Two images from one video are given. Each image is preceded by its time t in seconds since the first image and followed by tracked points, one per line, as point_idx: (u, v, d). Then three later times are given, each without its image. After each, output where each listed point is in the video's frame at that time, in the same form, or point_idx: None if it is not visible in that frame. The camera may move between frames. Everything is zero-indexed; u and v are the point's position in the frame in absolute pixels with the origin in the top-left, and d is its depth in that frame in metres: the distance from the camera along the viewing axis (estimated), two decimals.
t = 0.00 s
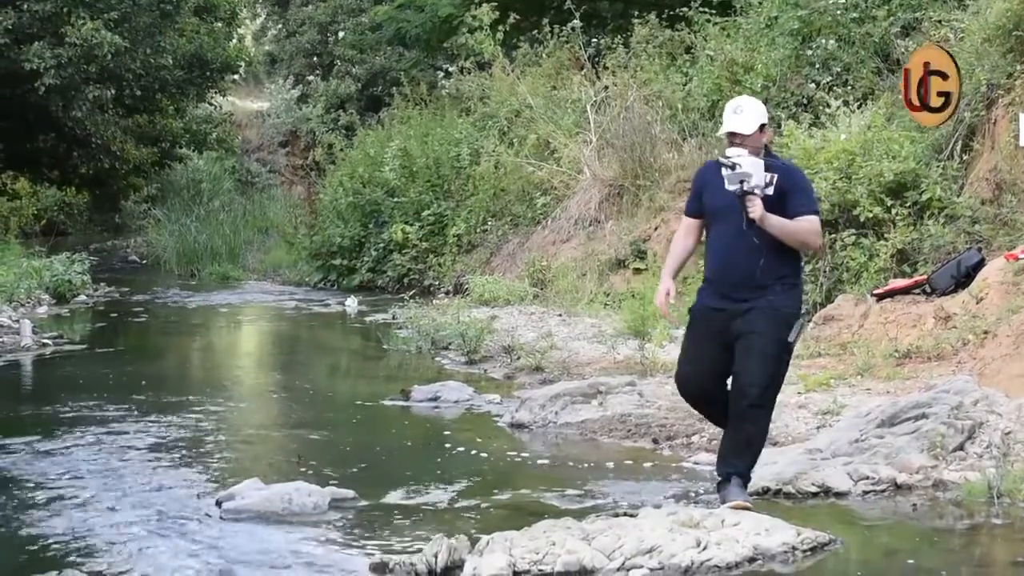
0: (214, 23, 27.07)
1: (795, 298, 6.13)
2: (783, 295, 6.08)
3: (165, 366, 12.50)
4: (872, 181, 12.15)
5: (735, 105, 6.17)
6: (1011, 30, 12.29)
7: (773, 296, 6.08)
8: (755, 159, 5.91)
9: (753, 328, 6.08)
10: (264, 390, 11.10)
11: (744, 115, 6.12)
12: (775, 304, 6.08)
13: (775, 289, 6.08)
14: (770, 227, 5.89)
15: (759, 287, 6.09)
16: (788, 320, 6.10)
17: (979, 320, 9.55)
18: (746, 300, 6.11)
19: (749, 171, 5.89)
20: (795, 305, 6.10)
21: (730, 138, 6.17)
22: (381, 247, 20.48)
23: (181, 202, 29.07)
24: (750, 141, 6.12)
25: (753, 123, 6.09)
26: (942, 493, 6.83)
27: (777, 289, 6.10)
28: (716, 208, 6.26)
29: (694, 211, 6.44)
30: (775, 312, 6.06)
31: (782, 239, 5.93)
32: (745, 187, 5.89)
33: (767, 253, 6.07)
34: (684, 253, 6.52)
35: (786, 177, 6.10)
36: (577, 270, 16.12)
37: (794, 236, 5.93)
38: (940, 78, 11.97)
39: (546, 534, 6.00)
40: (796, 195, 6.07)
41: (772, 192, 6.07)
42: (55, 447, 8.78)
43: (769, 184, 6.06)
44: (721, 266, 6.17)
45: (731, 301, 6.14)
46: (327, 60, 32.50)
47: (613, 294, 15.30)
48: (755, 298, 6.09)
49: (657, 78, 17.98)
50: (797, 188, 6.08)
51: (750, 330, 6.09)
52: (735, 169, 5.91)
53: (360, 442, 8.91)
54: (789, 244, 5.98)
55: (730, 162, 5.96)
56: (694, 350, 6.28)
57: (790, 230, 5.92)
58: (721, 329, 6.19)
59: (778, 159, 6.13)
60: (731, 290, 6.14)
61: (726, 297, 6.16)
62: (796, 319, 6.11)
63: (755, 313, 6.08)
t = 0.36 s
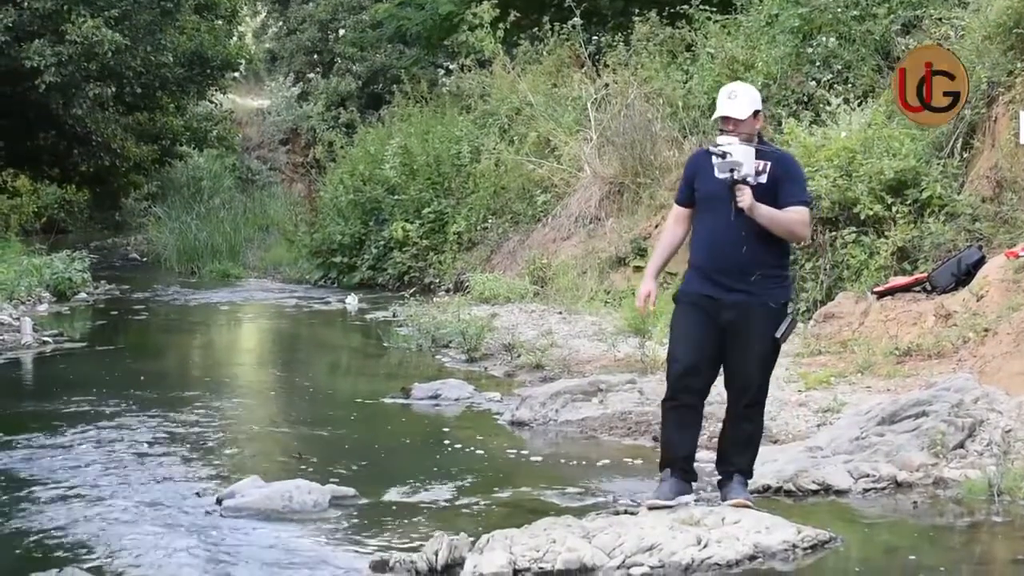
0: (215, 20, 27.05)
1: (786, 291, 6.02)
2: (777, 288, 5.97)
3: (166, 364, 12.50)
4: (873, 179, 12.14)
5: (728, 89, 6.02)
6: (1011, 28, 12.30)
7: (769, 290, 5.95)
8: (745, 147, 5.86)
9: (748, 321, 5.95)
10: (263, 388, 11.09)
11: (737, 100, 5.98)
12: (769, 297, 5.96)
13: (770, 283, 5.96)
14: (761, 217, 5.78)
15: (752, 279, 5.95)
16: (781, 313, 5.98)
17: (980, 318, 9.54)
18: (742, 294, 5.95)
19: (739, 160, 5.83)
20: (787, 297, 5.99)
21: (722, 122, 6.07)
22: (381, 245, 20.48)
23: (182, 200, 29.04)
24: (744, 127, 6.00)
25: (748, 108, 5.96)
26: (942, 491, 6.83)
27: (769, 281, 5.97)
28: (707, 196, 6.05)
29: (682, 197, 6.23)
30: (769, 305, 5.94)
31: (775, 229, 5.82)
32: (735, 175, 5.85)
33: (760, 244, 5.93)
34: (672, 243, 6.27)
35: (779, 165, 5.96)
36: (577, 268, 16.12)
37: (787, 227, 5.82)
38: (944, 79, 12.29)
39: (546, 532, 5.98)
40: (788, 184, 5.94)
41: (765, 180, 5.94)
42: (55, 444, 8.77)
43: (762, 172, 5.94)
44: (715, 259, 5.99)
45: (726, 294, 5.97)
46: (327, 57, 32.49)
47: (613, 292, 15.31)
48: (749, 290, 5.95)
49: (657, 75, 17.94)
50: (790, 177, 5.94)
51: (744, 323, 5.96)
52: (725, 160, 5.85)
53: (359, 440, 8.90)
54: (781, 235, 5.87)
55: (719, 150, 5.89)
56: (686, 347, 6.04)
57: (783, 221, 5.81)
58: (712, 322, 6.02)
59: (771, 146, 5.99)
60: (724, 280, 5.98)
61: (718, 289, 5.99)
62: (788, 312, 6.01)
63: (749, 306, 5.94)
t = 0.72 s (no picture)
0: (213, 20, 27.02)
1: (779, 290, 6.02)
2: (771, 287, 5.96)
3: (164, 364, 12.48)
4: (871, 178, 12.14)
5: (723, 85, 6.00)
6: (1010, 27, 12.28)
7: (762, 289, 5.95)
8: (740, 143, 5.81)
9: (743, 322, 5.93)
10: (261, 388, 11.08)
11: (733, 96, 5.96)
12: (763, 296, 5.95)
13: (763, 282, 5.95)
14: (754, 213, 5.77)
15: (747, 278, 5.93)
16: (775, 312, 5.98)
17: (978, 318, 9.54)
18: (735, 294, 5.93)
19: (733, 155, 5.78)
20: (780, 296, 5.99)
21: (718, 118, 6.04)
22: (379, 245, 20.46)
23: (180, 199, 29.00)
24: (739, 123, 5.98)
25: (744, 104, 5.96)
26: (940, 491, 6.83)
27: (763, 280, 5.97)
28: (701, 194, 6.02)
29: (674, 196, 6.18)
30: (763, 305, 5.94)
31: (768, 226, 5.81)
32: (730, 171, 5.79)
33: (753, 242, 5.92)
34: (665, 245, 6.19)
35: (773, 163, 5.96)
36: (576, 268, 16.12)
37: (781, 224, 5.81)
38: (947, 77, 11.54)
39: (545, 531, 5.98)
40: (782, 181, 5.94)
41: (759, 177, 5.94)
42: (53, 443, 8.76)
43: (756, 170, 5.93)
44: (709, 258, 5.96)
45: (720, 295, 5.94)
46: (326, 57, 32.49)
47: (612, 292, 15.30)
48: (743, 290, 5.93)
49: (655, 75, 17.93)
50: (783, 175, 5.94)
51: (739, 323, 5.94)
52: (721, 156, 5.80)
53: (358, 440, 8.90)
54: (774, 232, 5.86)
55: (713, 146, 5.84)
56: (680, 350, 6.02)
57: (777, 218, 5.81)
58: (707, 323, 5.99)
59: (766, 144, 5.99)
60: (718, 279, 5.95)
61: (713, 289, 5.96)
62: (782, 312, 6.01)
63: (744, 306, 5.93)
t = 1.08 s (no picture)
0: (213, 20, 26.99)
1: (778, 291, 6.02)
2: (770, 287, 5.96)
3: (164, 364, 12.48)
4: (871, 179, 12.15)
5: (724, 85, 5.99)
6: (1010, 27, 12.28)
7: (761, 289, 5.94)
8: (740, 143, 5.80)
9: (742, 322, 5.93)
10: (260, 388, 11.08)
11: (734, 96, 5.96)
12: (762, 297, 5.95)
13: (762, 282, 5.95)
14: (755, 213, 5.77)
15: (746, 278, 5.93)
16: (774, 314, 5.98)
17: (978, 319, 9.54)
18: (734, 295, 5.93)
19: (734, 155, 5.77)
20: (780, 297, 5.99)
21: (719, 118, 6.03)
22: (379, 245, 20.46)
23: (179, 200, 28.99)
24: (740, 123, 5.98)
25: (745, 104, 5.95)
26: (940, 491, 6.83)
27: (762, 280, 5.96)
28: (700, 194, 6.02)
29: (674, 197, 6.17)
30: (763, 306, 5.93)
31: (768, 226, 5.81)
32: (730, 171, 5.78)
33: (753, 242, 5.91)
34: (664, 245, 6.19)
35: (773, 163, 5.96)
36: (575, 268, 16.12)
37: (781, 224, 5.81)
38: (947, 77, 11.53)
39: (545, 532, 5.97)
40: (782, 182, 5.94)
41: (759, 178, 5.94)
42: (53, 444, 8.77)
43: (756, 170, 5.93)
44: (709, 258, 5.96)
45: (718, 295, 5.94)
46: (326, 57, 32.50)
47: (611, 292, 15.31)
48: (743, 290, 5.93)
49: (655, 75, 17.94)
50: (783, 176, 5.94)
51: (739, 324, 5.94)
52: (721, 155, 5.79)
53: (358, 440, 8.90)
54: (773, 233, 5.85)
55: (714, 146, 5.82)
56: (680, 351, 6.02)
57: (777, 218, 5.81)
58: (706, 324, 5.98)
59: (766, 144, 5.99)
60: (718, 280, 5.94)
61: (712, 289, 5.95)
62: (781, 312, 6.00)
63: (743, 306, 5.92)
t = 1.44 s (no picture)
0: (213, 20, 27.01)
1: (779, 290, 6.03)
2: (772, 287, 5.97)
3: (164, 364, 12.48)
4: (871, 179, 12.15)
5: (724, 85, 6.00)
6: (1010, 28, 12.29)
7: (763, 289, 5.94)
8: (742, 142, 5.81)
9: (744, 322, 5.93)
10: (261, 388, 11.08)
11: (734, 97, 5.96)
12: (764, 296, 5.95)
13: (763, 281, 5.95)
14: (756, 212, 5.78)
15: (747, 277, 5.93)
16: (775, 313, 5.98)
17: (977, 319, 9.54)
18: (736, 295, 5.93)
19: (736, 155, 5.78)
20: (781, 296, 6.00)
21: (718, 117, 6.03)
22: (379, 245, 20.45)
23: (180, 200, 29.00)
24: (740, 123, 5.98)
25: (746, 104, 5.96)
26: (940, 492, 6.83)
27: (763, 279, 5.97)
28: (700, 194, 6.01)
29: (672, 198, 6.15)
30: (764, 305, 5.94)
31: (770, 225, 5.82)
32: (732, 170, 5.79)
33: (753, 241, 5.92)
34: (662, 245, 6.17)
35: (773, 162, 5.97)
36: (575, 268, 16.12)
37: (782, 223, 5.83)
38: (947, 77, 11.54)
39: (545, 532, 5.97)
40: (782, 181, 5.95)
41: (760, 177, 5.94)
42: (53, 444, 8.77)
43: (757, 170, 5.94)
44: (710, 258, 5.95)
45: (720, 295, 5.93)
46: (326, 57, 32.51)
47: (611, 292, 15.31)
48: (744, 290, 5.93)
49: (655, 76, 17.94)
50: (783, 175, 5.96)
51: (741, 323, 5.94)
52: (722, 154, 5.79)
53: (357, 440, 8.90)
54: (774, 232, 5.87)
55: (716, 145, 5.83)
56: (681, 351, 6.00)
57: (779, 217, 5.82)
58: (708, 323, 5.97)
59: (766, 144, 6.00)
60: (720, 279, 5.94)
61: (714, 289, 5.95)
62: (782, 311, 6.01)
63: (745, 306, 5.92)
